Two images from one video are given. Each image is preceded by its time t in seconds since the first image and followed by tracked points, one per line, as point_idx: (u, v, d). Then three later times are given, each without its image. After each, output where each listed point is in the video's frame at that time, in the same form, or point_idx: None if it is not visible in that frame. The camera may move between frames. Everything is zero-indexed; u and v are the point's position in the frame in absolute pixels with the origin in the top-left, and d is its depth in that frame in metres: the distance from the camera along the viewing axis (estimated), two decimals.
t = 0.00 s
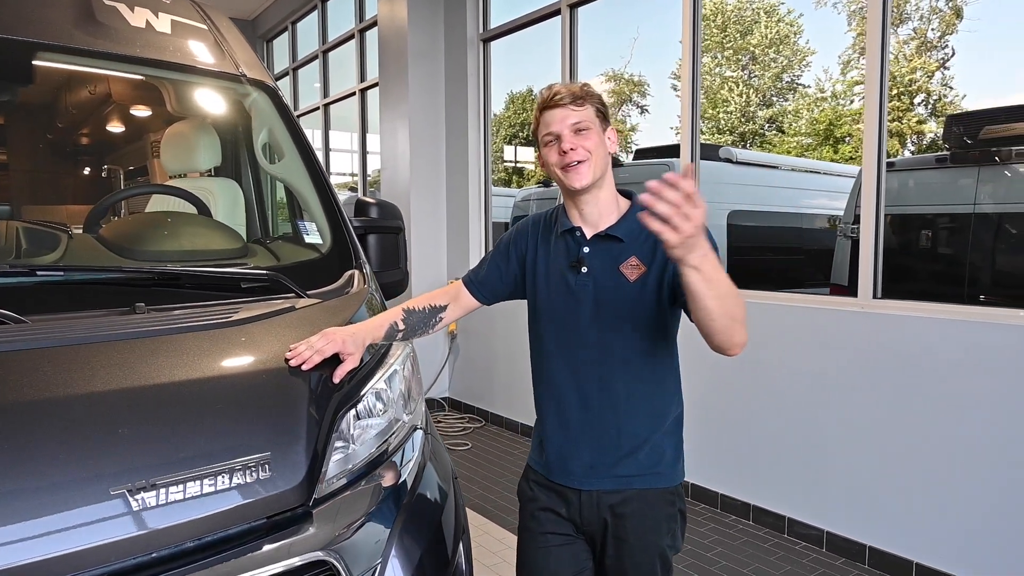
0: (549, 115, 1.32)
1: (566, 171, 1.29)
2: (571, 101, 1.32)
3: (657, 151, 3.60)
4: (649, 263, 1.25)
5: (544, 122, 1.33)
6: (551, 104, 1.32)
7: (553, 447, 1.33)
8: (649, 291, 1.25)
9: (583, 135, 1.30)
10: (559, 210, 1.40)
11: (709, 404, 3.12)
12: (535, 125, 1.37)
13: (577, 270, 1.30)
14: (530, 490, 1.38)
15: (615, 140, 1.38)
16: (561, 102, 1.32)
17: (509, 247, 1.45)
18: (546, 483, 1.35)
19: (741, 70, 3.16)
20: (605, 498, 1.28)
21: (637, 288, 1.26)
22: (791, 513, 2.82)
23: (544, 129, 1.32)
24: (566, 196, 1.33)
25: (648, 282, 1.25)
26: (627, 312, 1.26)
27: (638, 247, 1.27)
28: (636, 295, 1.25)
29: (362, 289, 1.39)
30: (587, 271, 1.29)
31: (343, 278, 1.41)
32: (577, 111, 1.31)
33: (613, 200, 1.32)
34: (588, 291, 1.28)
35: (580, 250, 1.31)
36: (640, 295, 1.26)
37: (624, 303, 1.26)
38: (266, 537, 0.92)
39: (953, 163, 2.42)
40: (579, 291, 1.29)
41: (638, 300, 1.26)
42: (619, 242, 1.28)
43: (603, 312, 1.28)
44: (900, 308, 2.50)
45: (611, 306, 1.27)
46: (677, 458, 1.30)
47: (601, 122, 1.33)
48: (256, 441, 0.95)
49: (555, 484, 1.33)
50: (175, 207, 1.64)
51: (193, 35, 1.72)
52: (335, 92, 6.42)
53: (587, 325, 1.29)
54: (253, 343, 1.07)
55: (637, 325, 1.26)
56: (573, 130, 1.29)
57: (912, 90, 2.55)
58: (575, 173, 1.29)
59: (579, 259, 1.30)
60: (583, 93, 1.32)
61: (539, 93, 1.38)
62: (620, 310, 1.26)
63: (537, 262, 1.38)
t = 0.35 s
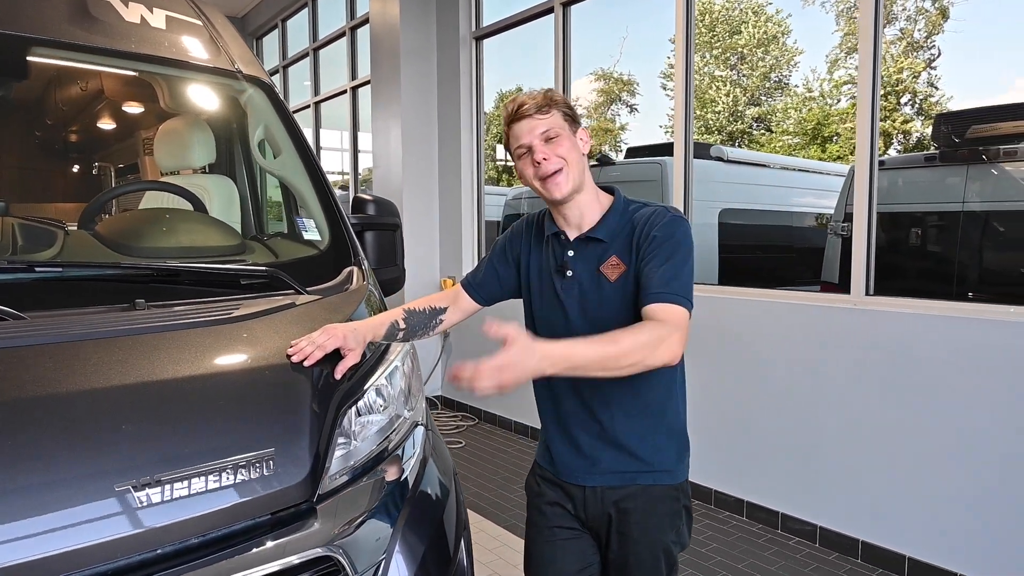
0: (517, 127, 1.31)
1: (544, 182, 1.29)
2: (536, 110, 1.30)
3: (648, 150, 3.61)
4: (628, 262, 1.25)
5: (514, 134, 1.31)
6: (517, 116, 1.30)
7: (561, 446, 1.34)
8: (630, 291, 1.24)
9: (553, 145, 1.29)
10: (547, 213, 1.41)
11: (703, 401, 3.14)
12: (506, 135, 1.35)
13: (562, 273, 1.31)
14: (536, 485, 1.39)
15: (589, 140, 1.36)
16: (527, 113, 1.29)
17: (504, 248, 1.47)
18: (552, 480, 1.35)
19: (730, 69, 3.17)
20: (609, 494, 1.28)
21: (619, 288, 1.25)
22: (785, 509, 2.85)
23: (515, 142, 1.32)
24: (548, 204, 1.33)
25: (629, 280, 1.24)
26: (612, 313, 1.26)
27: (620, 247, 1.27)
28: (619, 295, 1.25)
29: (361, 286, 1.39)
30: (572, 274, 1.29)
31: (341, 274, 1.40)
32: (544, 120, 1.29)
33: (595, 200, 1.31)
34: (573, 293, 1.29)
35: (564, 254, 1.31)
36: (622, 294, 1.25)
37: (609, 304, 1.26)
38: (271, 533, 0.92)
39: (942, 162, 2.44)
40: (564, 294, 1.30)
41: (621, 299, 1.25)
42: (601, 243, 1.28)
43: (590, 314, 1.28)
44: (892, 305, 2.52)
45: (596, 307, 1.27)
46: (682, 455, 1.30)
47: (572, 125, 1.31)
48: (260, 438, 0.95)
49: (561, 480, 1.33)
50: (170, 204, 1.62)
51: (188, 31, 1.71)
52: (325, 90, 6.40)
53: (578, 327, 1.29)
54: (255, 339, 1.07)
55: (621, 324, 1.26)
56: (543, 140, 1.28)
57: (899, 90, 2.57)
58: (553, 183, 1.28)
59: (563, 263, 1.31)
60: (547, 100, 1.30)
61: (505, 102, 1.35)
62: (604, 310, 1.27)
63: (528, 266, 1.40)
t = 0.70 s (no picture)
0: (543, 111, 1.31)
1: (564, 168, 1.29)
2: (564, 96, 1.31)
3: (645, 148, 3.61)
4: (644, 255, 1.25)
5: (538, 118, 1.32)
6: (544, 101, 1.31)
7: (563, 438, 1.34)
8: (645, 284, 1.24)
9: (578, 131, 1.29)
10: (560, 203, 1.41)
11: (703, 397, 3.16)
12: (528, 121, 1.36)
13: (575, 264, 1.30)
14: (537, 478, 1.40)
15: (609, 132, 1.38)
16: (554, 98, 1.30)
17: (511, 238, 1.46)
18: (556, 473, 1.35)
19: (726, 68, 3.18)
20: (614, 487, 1.29)
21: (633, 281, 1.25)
22: (784, 505, 2.87)
23: (539, 126, 1.32)
24: (565, 191, 1.32)
25: (644, 273, 1.25)
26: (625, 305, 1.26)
27: (636, 240, 1.27)
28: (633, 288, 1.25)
29: (366, 281, 1.39)
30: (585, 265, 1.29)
31: (345, 269, 1.41)
32: (571, 107, 1.30)
33: (611, 192, 1.32)
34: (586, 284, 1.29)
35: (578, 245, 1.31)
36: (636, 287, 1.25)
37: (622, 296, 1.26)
38: (279, 525, 0.92)
39: (939, 160, 2.45)
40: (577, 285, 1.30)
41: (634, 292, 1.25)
42: (616, 235, 1.28)
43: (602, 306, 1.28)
44: (890, 302, 2.53)
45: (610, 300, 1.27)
46: (685, 449, 1.30)
47: (596, 116, 1.32)
48: (268, 430, 0.95)
49: (563, 473, 1.34)
50: (172, 199, 1.62)
51: (189, 26, 1.70)
52: (322, 88, 6.39)
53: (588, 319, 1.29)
54: (262, 332, 1.07)
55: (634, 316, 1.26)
56: (568, 126, 1.29)
57: (894, 89, 2.58)
58: (573, 170, 1.28)
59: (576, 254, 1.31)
60: (575, 87, 1.32)
61: (530, 88, 1.36)
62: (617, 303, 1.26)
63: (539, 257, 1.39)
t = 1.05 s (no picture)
0: (571, 94, 1.32)
1: (583, 153, 1.30)
2: (593, 82, 1.32)
3: (636, 144, 3.62)
4: (657, 247, 1.28)
5: (565, 101, 1.32)
6: (574, 84, 1.32)
7: (555, 427, 1.33)
8: (656, 275, 1.28)
9: (602, 120, 1.31)
10: (564, 189, 1.41)
11: (695, 392, 3.17)
12: (553, 102, 1.36)
13: (584, 252, 1.31)
14: (528, 471, 1.39)
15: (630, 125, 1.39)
16: (585, 83, 1.31)
17: (509, 227, 1.45)
18: (547, 465, 1.35)
19: (717, 66, 3.19)
20: (609, 476, 1.30)
21: (645, 271, 1.28)
22: (775, 498, 2.89)
23: (564, 108, 1.32)
24: (578, 177, 1.33)
25: (655, 265, 1.28)
26: (635, 295, 1.28)
27: (645, 232, 1.29)
28: (645, 279, 1.28)
29: (360, 275, 1.38)
30: (594, 254, 1.30)
31: (340, 263, 1.41)
32: (600, 94, 1.31)
33: (622, 185, 1.34)
34: (597, 272, 1.30)
35: (588, 233, 1.32)
36: (648, 277, 1.28)
37: (632, 285, 1.28)
38: (277, 516, 0.93)
39: (928, 156, 2.47)
40: (585, 272, 1.30)
41: (645, 282, 1.28)
42: (626, 226, 1.30)
43: (610, 294, 1.29)
44: (880, 296, 2.56)
45: (619, 289, 1.29)
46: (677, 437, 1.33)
47: (620, 106, 1.34)
48: (265, 421, 0.95)
49: (555, 464, 1.34)
50: (166, 192, 1.61)
51: (182, 19, 1.69)
52: (314, 84, 6.37)
53: (594, 308, 1.30)
54: (258, 325, 1.07)
55: (643, 306, 1.28)
56: (594, 113, 1.30)
57: (884, 87, 2.60)
58: (592, 157, 1.30)
59: (586, 242, 1.31)
60: (606, 75, 1.32)
61: (560, 69, 1.36)
62: (627, 292, 1.28)
63: (541, 244, 1.38)
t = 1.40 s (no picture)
0: (544, 94, 1.32)
1: (559, 152, 1.30)
2: (565, 79, 1.31)
3: (615, 142, 3.64)
4: (640, 249, 1.30)
5: (538, 100, 1.32)
6: (546, 83, 1.32)
7: (538, 420, 1.35)
8: (639, 275, 1.30)
9: (578, 116, 1.31)
10: (547, 184, 1.41)
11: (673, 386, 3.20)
12: (528, 102, 1.36)
13: (568, 248, 1.33)
14: (512, 463, 1.39)
15: (607, 116, 1.39)
16: (557, 82, 1.31)
17: (492, 222, 1.45)
18: (530, 457, 1.36)
19: (695, 64, 3.22)
20: (592, 468, 1.32)
21: (627, 272, 1.30)
22: (753, 490, 2.93)
23: (539, 108, 1.33)
24: (558, 175, 1.34)
25: (638, 266, 1.30)
26: (618, 294, 1.30)
27: (629, 230, 1.31)
28: (628, 279, 1.30)
29: (341, 270, 1.38)
30: (578, 250, 1.32)
31: (321, 257, 1.40)
32: (572, 91, 1.31)
33: (604, 178, 1.34)
34: (581, 270, 1.31)
35: (572, 230, 1.33)
36: (631, 277, 1.30)
37: (616, 284, 1.30)
38: (260, 508, 0.93)
39: (901, 154, 2.52)
40: (570, 269, 1.32)
41: (627, 282, 1.30)
42: (611, 224, 1.31)
43: (594, 292, 1.31)
44: (855, 291, 2.60)
45: (602, 288, 1.30)
46: (656, 429, 1.36)
47: (595, 101, 1.34)
48: (248, 415, 0.95)
49: (540, 455, 1.35)
50: (143, 186, 1.58)
51: (157, 12, 1.69)
52: (292, 80, 6.31)
53: (577, 305, 1.31)
54: (240, 318, 1.07)
55: (626, 305, 1.30)
56: (568, 111, 1.30)
57: (858, 86, 2.64)
58: (569, 154, 1.30)
59: (570, 239, 1.33)
60: (578, 71, 1.32)
61: (532, 68, 1.36)
62: (610, 290, 1.30)
63: (525, 240, 1.39)
